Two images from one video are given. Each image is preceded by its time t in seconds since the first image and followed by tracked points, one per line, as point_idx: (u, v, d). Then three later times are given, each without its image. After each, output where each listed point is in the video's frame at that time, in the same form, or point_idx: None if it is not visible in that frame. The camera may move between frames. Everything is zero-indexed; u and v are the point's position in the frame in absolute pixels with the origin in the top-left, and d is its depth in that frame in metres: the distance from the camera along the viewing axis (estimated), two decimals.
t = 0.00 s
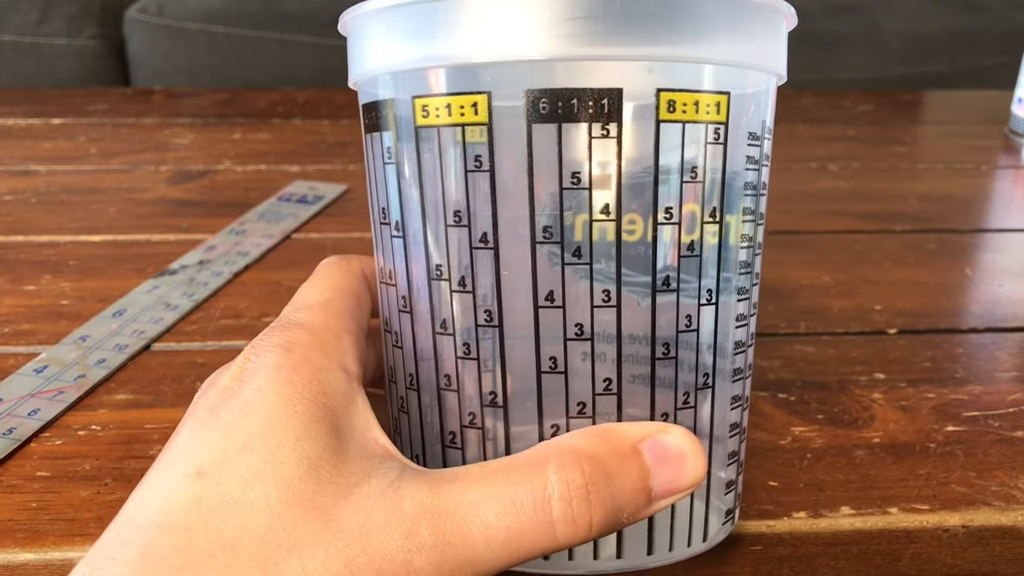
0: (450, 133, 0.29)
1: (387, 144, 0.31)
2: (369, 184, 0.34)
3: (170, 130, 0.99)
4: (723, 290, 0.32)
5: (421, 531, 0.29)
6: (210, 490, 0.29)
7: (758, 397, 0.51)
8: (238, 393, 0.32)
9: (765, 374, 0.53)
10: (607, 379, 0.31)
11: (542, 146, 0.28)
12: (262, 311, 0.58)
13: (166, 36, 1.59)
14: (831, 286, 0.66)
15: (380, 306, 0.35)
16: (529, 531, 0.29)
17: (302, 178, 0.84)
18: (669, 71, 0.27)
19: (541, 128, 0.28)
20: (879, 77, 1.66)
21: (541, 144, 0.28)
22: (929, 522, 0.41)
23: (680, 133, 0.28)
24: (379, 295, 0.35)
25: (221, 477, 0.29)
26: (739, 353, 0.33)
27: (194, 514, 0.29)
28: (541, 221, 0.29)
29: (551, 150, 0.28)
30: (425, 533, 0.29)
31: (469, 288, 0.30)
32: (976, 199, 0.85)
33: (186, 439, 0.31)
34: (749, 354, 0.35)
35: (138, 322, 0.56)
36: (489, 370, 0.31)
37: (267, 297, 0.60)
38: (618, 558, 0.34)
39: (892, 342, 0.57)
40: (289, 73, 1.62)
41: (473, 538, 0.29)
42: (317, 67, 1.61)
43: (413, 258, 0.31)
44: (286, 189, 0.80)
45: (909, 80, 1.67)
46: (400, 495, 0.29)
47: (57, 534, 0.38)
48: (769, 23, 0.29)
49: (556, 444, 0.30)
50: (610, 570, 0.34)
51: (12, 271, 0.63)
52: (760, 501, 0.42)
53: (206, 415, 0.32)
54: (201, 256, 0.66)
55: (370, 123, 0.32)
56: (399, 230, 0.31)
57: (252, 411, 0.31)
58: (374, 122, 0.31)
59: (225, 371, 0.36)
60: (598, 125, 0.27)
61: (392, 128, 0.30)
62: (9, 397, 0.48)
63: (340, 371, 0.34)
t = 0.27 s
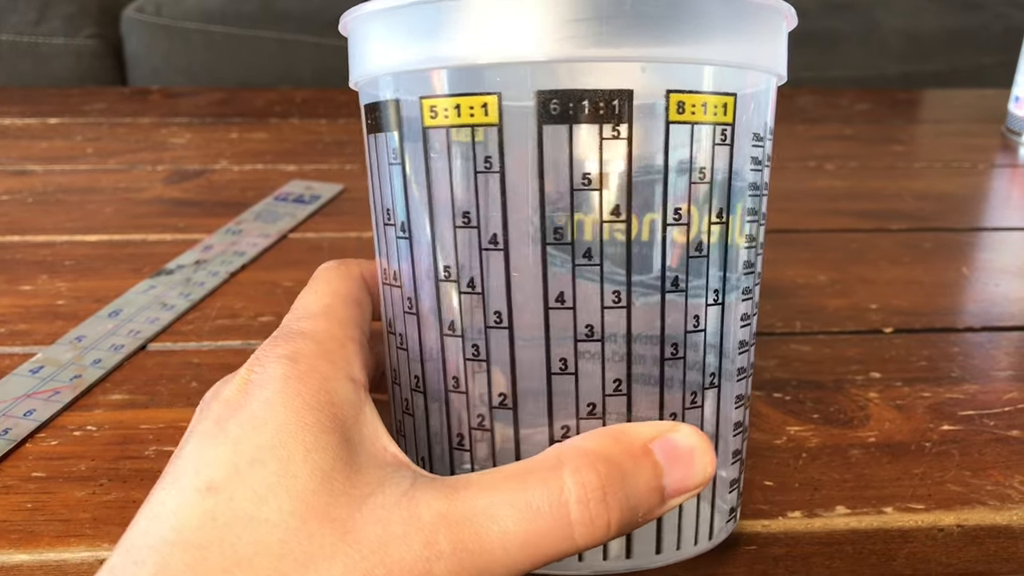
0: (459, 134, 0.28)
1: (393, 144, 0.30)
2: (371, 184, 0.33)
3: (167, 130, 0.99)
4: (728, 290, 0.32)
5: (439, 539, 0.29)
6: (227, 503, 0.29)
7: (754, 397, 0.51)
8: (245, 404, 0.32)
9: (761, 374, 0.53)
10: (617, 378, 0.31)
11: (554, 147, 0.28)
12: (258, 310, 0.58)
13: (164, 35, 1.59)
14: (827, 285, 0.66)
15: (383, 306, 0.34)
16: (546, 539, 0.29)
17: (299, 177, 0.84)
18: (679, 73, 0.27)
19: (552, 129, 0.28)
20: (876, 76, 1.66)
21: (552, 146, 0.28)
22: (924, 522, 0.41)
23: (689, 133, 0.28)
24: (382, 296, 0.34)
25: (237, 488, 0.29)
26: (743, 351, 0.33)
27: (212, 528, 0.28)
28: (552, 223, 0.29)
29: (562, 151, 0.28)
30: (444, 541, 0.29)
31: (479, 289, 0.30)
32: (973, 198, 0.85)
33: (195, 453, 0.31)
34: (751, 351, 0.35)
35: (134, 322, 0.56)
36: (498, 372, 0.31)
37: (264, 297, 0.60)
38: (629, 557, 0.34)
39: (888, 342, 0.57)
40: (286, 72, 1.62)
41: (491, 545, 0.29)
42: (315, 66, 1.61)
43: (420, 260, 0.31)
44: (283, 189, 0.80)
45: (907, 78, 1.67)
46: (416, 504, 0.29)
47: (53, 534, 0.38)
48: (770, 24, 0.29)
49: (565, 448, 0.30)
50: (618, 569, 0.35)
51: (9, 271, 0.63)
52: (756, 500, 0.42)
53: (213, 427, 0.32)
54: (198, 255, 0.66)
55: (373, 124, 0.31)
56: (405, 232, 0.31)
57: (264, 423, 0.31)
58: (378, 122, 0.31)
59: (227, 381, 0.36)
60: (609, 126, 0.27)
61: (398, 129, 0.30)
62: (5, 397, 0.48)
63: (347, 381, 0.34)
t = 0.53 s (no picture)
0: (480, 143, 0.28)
1: (404, 152, 0.30)
2: (373, 191, 0.33)
3: (165, 130, 0.99)
4: (740, 287, 0.32)
5: (484, 551, 0.29)
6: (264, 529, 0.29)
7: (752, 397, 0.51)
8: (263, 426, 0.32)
9: (759, 373, 0.53)
10: (642, 381, 0.31)
11: (576, 155, 0.28)
12: (256, 311, 0.58)
13: (162, 35, 1.59)
14: (825, 285, 0.66)
15: (389, 312, 0.34)
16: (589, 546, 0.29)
17: (297, 177, 0.84)
18: (694, 79, 0.28)
19: (575, 137, 0.27)
20: (874, 75, 1.67)
21: (575, 154, 0.28)
22: (922, 521, 0.41)
23: (704, 138, 0.29)
24: (386, 302, 0.34)
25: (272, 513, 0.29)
26: (750, 347, 0.34)
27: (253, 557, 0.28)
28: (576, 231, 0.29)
29: (584, 158, 0.28)
30: (489, 552, 0.29)
31: (501, 299, 0.30)
32: (971, 198, 0.85)
33: (218, 481, 0.30)
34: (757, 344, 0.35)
35: (132, 323, 0.56)
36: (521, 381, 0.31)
37: (261, 297, 0.60)
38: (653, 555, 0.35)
39: (886, 341, 0.57)
40: (285, 71, 1.62)
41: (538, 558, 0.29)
42: (313, 66, 1.61)
43: (437, 271, 0.31)
44: (280, 189, 0.81)
45: (904, 78, 1.67)
46: (455, 516, 0.29)
47: (51, 534, 0.38)
48: (772, 26, 0.30)
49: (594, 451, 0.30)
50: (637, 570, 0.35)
51: (6, 271, 0.63)
52: (754, 500, 0.42)
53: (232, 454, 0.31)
54: (196, 255, 0.66)
55: (378, 134, 0.31)
56: (419, 242, 0.31)
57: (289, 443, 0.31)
58: (384, 130, 0.30)
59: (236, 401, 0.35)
60: (630, 133, 0.28)
61: (413, 139, 0.29)
62: (2, 397, 0.48)
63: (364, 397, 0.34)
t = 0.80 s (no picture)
0: (499, 147, 0.28)
1: (414, 155, 0.29)
2: (376, 193, 0.32)
3: (164, 128, 0.99)
4: (745, 285, 0.33)
5: (515, 555, 0.29)
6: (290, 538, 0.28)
7: (752, 395, 0.50)
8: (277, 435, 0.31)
9: (759, 372, 0.53)
10: (656, 383, 0.31)
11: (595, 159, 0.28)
12: (256, 309, 0.58)
13: (160, 33, 1.59)
14: (825, 283, 0.66)
15: (392, 315, 0.33)
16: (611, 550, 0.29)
17: (297, 176, 0.84)
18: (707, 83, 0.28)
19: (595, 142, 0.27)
20: (874, 74, 1.67)
21: (594, 159, 0.28)
22: (923, 520, 0.41)
23: (716, 141, 0.29)
24: (391, 305, 0.33)
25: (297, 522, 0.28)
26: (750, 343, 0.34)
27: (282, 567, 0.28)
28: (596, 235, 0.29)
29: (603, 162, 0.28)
30: (519, 557, 0.29)
31: (519, 304, 0.30)
32: (972, 197, 0.85)
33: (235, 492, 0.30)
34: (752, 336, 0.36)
35: (131, 321, 0.56)
36: (539, 384, 0.31)
37: (261, 295, 0.60)
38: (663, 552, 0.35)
39: (887, 340, 0.57)
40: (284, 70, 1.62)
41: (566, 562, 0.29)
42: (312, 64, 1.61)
43: (451, 275, 0.30)
44: (279, 187, 0.80)
45: (904, 78, 1.67)
46: (483, 521, 0.29)
47: (49, 533, 0.38)
48: (772, 28, 0.30)
49: (613, 451, 0.30)
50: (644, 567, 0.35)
51: (5, 270, 0.63)
52: (755, 499, 0.42)
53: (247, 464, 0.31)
54: (195, 254, 0.66)
55: (383, 134, 0.30)
56: (431, 246, 0.30)
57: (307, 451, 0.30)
58: (392, 133, 0.30)
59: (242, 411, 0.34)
60: (649, 138, 0.28)
61: (426, 142, 0.29)
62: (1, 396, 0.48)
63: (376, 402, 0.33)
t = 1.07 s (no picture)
0: (541, 149, 0.28)
1: (446, 155, 0.29)
2: (399, 192, 0.32)
3: (162, 128, 0.99)
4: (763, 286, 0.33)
5: (560, 560, 0.29)
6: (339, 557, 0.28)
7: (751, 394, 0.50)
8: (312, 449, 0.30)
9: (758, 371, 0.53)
10: (685, 382, 0.31)
11: (637, 162, 0.28)
12: (253, 309, 0.57)
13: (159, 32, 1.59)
14: (823, 283, 0.66)
15: (415, 315, 0.33)
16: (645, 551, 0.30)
17: (295, 175, 0.84)
18: (741, 89, 0.28)
19: (636, 146, 0.28)
20: (872, 73, 1.66)
21: (636, 162, 0.28)
22: (922, 519, 0.41)
23: (746, 146, 0.29)
24: (412, 305, 0.33)
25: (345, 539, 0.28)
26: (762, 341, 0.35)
27: None
28: (635, 238, 0.29)
29: (644, 166, 0.28)
30: (564, 560, 0.29)
31: (555, 306, 0.30)
32: (969, 196, 0.85)
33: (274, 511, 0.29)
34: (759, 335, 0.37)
35: (128, 320, 0.56)
36: (572, 386, 0.31)
37: (259, 294, 0.60)
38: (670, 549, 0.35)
39: (885, 339, 0.57)
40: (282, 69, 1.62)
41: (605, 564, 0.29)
42: (310, 63, 1.61)
43: (485, 276, 0.30)
44: (277, 186, 0.80)
45: (902, 77, 1.67)
46: (525, 527, 0.29)
47: (45, 533, 0.38)
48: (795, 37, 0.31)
49: (645, 451, 0.31)
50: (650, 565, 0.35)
51: (2, 269, 0.63)
52: (753, 498, 0.42)
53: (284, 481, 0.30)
54: (192, 253, 0.66)
55: (412, 133, 0.30)
56: (464, 247, 0.30)
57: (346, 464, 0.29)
58: (421, 131, 0.29)
59: (267, 422, 0.33)
60: (687, 142, 0.28)
61: (462, 143, 0.29)
62: None
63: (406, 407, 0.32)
